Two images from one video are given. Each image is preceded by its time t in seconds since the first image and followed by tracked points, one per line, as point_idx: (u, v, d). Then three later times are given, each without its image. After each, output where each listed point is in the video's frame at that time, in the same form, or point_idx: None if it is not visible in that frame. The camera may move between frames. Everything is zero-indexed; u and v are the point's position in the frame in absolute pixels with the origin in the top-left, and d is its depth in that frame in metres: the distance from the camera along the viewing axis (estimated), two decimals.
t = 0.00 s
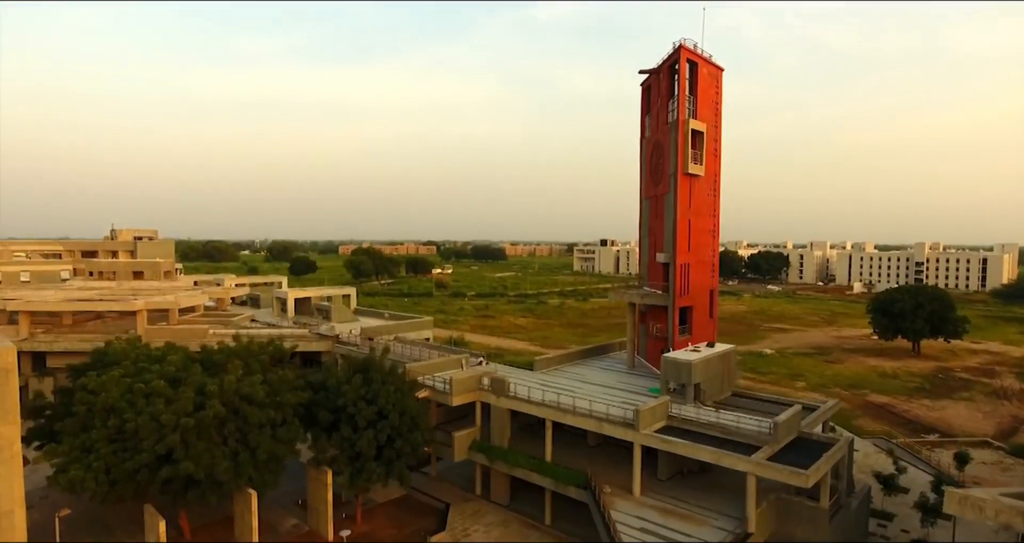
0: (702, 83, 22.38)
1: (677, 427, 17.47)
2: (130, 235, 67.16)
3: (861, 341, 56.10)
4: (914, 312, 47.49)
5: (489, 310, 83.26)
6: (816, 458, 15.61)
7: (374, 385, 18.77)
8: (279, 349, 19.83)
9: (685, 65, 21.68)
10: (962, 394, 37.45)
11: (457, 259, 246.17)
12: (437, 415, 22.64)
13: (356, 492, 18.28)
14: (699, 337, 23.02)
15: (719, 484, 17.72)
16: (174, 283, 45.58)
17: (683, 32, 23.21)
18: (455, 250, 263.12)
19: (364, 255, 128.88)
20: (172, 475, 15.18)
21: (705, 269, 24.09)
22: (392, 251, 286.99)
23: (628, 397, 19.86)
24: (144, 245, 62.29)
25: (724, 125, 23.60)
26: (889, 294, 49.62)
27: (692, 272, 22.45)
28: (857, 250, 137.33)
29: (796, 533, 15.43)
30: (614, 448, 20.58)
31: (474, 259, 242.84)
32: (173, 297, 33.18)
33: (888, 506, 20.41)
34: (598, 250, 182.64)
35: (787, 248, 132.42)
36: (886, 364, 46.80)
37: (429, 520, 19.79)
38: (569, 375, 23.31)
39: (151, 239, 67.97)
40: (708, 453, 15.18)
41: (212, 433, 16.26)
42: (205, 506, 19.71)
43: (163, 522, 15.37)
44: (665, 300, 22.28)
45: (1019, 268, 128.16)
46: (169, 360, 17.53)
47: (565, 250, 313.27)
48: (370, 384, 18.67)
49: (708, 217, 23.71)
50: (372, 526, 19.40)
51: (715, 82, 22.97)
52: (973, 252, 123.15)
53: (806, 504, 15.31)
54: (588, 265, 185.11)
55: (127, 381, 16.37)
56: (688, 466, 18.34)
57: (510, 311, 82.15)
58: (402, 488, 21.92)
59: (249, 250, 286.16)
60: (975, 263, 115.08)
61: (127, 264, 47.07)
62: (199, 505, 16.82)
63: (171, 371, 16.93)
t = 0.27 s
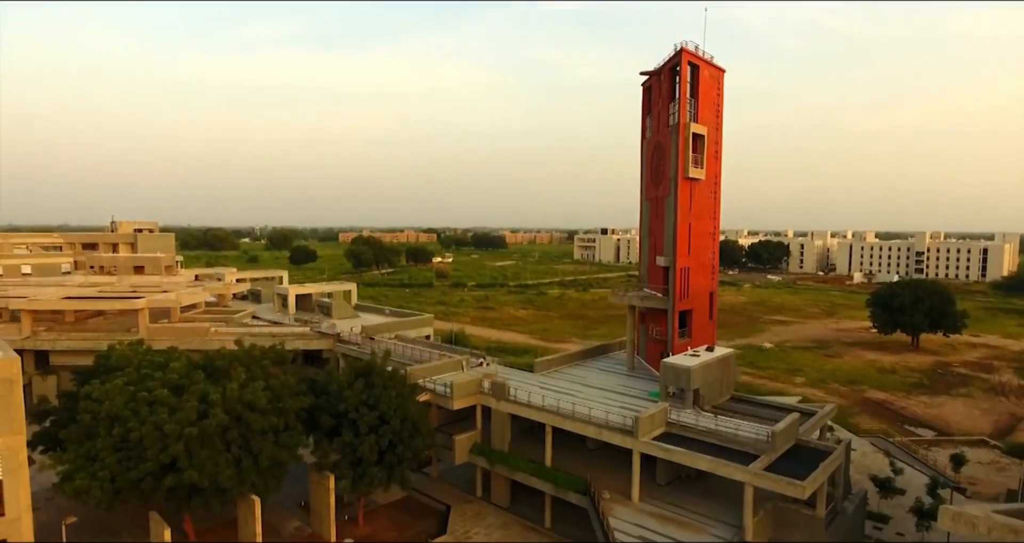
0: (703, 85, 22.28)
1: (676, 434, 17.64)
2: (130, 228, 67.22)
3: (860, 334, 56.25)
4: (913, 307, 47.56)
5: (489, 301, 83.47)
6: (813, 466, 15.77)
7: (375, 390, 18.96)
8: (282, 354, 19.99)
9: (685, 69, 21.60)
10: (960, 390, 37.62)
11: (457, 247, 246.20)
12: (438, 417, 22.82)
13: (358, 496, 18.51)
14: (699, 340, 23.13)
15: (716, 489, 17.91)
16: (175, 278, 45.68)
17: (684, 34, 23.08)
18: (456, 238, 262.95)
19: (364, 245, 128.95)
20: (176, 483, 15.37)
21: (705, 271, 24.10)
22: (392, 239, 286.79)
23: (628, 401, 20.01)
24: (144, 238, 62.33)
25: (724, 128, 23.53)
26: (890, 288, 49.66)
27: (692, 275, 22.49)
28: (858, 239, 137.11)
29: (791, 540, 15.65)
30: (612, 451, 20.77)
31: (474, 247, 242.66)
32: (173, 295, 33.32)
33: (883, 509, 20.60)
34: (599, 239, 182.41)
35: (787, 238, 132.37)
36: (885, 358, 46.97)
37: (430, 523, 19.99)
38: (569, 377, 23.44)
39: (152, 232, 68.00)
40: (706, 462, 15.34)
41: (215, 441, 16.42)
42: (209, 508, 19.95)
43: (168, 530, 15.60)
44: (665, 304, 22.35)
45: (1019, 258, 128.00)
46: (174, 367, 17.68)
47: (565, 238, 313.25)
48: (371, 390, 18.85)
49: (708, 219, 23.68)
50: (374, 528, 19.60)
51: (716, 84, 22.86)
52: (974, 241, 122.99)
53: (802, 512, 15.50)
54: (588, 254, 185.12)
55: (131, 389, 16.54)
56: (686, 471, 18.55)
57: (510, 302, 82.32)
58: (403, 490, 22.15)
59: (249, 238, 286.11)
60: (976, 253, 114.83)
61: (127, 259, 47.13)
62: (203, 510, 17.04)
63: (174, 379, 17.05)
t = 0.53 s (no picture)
0: (704, 88, 22.20)
1: (674, 439, 17.79)
2: (130, 221, 67.26)
3: (859, 329, 56.42)
4: (913, 302, 47.64)
5: (489, 293, 83.62)
6: (810, 473, 15.93)
7: (376, 395, 19.11)
8: (284, 358, 20.11)
9: (687, 71, 21.52)
10: (958, 387, 37.78)
11: (457, 237, 245.90)
12: (438, 419, 22.99)
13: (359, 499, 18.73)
14: (698, 342, 23.24)
15: (714, 494, 18.11)
16: (176, 274, 45.75)
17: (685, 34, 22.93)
18: (456, 227, 262.51)
19: (364, 236, 128.87)
20: (180, 491, 15.57)
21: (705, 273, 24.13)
22: (392, 229, 286.40)
23: (628, 405, 20.16)
24: (144, 231, 62.33)
25: (725, 130, 23.45)
26: (889, 283, 49.75)
27: (692, 278, 22.55)
28: (859, 230, 136.86)
29: None
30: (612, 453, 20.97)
31: (474, 237, 242.34)
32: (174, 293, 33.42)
33: (879, 511, 20.81)
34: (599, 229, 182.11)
35: (788, 229, 132.23)
36: (883, 353, 47.17)
37: (431, 525, 20.23)
38: (569, 379, 23.59)
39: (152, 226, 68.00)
40: (704, 470, 15.53)
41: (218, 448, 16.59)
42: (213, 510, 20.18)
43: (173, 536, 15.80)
44: (665, 307, 22.43)
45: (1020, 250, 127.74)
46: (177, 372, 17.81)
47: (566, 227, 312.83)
48: (372, 396, 19.00)
49: (708, 222, 23.68)
50: (376, 530, 19.84)
51: (717, 87, 22.77)
52: (974, 233, 122.83)
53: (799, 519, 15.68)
54: (589, 244, 185.04)
55: (134, 397, 16.69)
56: (684, 475, 18.76)
57: (511, 294, 82.49)
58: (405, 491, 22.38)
59: (249, 227, 285.82)
60: (977, 245, 114.64)
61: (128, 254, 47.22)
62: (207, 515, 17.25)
63: (177, 386, 17.19)
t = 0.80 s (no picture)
0: (706, 92, 22.12)
1: (673, 446, 18.02)
2: (131, 215, 67.34)
3: (859, 323, 56.57)
4: (912, 298, 47.72)
5: (490, 285, 83.77)
6: (807, 483, 16.13)
7: (378, 402, 19.28)
8: (286, 364, 20.26)
9: (688, 76, 21.42)
10: (956, 384, 37.96)
11: (458, 226, 245.53)
12: (439, 422, 23.22)
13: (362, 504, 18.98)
14: (698, 346, 23.38)
15: (712, 500, 18.34)
16: (177, 270, 45.85)
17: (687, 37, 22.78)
18: (456, 216, 262.04)
19: (365, 226, 128.80)
20: (185, 500, 15.80)
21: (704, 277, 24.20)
22: (392, 217, 286.16)
23: (627, 410, 20.37)
24: (144, 225, 62.42)
25: (726, 133, 23.38)
26: (889, 278, 49.82)
27: (692, 283, 22.64)
28: (860, 220, 136.50)
29: None
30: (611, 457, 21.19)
31: (475, 226, 241.94)
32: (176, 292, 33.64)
33: (874, 513, 21.07)
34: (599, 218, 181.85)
35: (788, 219, 131.97)
36: (882, 348, 47.33)
37: (433, 528, 20.49)
38: (569, 382, 23.75)
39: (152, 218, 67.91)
40: (703, 480, 15.73)
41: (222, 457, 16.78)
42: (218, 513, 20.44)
43: None
44: (665, 312, 22.53)
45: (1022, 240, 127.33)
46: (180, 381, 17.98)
47: (566, 215, 312.23)
48: (374, 403, 19.17)
49: (708, 226, 23.69)
50: (378, 533, 20.12)
51: (718, 90, 22.68)
52: (976, 223, 122.53)
53: (795, 528, 15.90)
54: (589, 234, 184.82)
55: (139, 406, 16.87)
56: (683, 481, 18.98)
57: (511, 286, 82.60)
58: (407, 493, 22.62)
59: (249, 215, 285.56)
60: (978, 235, 114.29)
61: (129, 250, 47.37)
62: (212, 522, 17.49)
63: (180, 395, 17.36)
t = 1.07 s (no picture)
0: (708, 98, 22.04)
1: (672, 454, 18.24)
2: (131, 207, 67.31)
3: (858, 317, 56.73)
4: (912, 293, 47.86)
5: (490, 276, 83.91)
6: (804, 492, 16.36)
7: (380, 410, 19.49)
8: (289, 371, 20.43)
9: (689, 81, 21.31)
10: (954, 381, 38.19)
11: (458, 214, 245.13)
12: (441, 426, 23.44)
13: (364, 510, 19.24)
14: (698, 350, 23.56)
15: (710, 507, 18.59)
16: (178, 266, 45.91)
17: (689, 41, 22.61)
18: (456, 204, 261.39)
19: (365, 215, 128.66)
20: (191, 510, 16.04)
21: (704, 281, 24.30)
22: (392, 205, 285.62)
23: (626, 416, 20.56)
24: (144, 218, 62.39)
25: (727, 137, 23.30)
26: (889, 273, 49.90)
27: (692, 288, 22.75)
28: (861, 210, 136.10)
29: None
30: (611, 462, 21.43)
31: (475, 214, 241.54)
32: (178, 291, 33.81)
33: (870, 517, 21.37)
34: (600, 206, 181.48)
35: (789, 209, 131.69)
36: (881, 344, 47.52)
37: (435, 531, 20.77)
38: (569, 385, 23.92)
39: (152, 211, 67.78)
40: (701, 491, 15.93)
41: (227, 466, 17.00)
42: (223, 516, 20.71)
43: None
44: (664, 317, 22.67)
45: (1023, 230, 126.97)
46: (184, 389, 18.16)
47: (566, 203, 311.47)
48: (377, 411, 19.40)
49: (709, 230, 23.71)
50: (381, 537, 20.40)
51: (720, 94, 22.57)
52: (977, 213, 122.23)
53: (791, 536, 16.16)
54: (590, 222, 184.54)
55: (144, 416, 17.07)
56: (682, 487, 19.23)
57: (511, 278, 82.69)
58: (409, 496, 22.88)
59: (249, 203, 285.04)
60: (979, 225, 113.97)
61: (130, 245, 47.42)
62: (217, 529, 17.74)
63: (185, 404, 17.55)
